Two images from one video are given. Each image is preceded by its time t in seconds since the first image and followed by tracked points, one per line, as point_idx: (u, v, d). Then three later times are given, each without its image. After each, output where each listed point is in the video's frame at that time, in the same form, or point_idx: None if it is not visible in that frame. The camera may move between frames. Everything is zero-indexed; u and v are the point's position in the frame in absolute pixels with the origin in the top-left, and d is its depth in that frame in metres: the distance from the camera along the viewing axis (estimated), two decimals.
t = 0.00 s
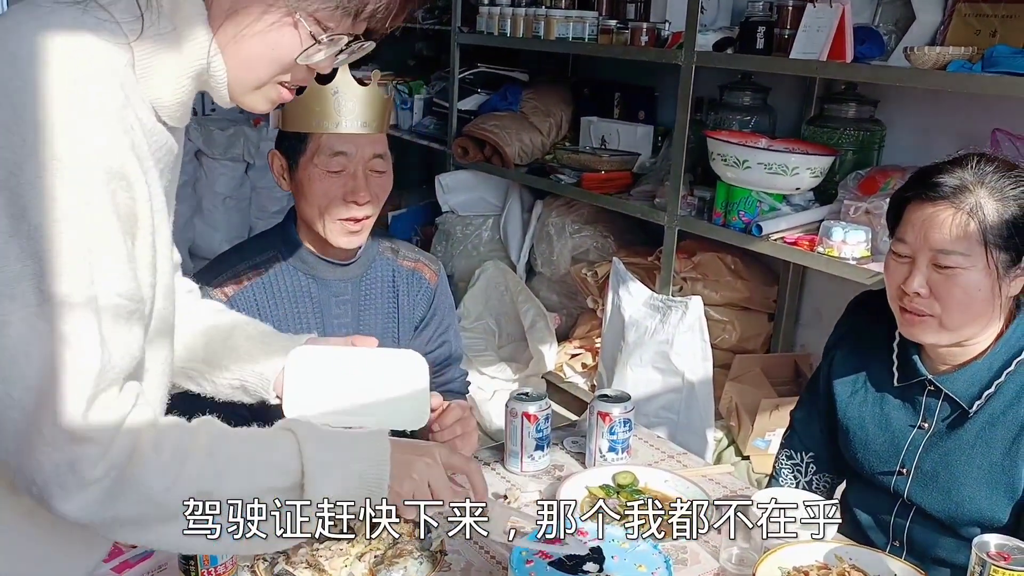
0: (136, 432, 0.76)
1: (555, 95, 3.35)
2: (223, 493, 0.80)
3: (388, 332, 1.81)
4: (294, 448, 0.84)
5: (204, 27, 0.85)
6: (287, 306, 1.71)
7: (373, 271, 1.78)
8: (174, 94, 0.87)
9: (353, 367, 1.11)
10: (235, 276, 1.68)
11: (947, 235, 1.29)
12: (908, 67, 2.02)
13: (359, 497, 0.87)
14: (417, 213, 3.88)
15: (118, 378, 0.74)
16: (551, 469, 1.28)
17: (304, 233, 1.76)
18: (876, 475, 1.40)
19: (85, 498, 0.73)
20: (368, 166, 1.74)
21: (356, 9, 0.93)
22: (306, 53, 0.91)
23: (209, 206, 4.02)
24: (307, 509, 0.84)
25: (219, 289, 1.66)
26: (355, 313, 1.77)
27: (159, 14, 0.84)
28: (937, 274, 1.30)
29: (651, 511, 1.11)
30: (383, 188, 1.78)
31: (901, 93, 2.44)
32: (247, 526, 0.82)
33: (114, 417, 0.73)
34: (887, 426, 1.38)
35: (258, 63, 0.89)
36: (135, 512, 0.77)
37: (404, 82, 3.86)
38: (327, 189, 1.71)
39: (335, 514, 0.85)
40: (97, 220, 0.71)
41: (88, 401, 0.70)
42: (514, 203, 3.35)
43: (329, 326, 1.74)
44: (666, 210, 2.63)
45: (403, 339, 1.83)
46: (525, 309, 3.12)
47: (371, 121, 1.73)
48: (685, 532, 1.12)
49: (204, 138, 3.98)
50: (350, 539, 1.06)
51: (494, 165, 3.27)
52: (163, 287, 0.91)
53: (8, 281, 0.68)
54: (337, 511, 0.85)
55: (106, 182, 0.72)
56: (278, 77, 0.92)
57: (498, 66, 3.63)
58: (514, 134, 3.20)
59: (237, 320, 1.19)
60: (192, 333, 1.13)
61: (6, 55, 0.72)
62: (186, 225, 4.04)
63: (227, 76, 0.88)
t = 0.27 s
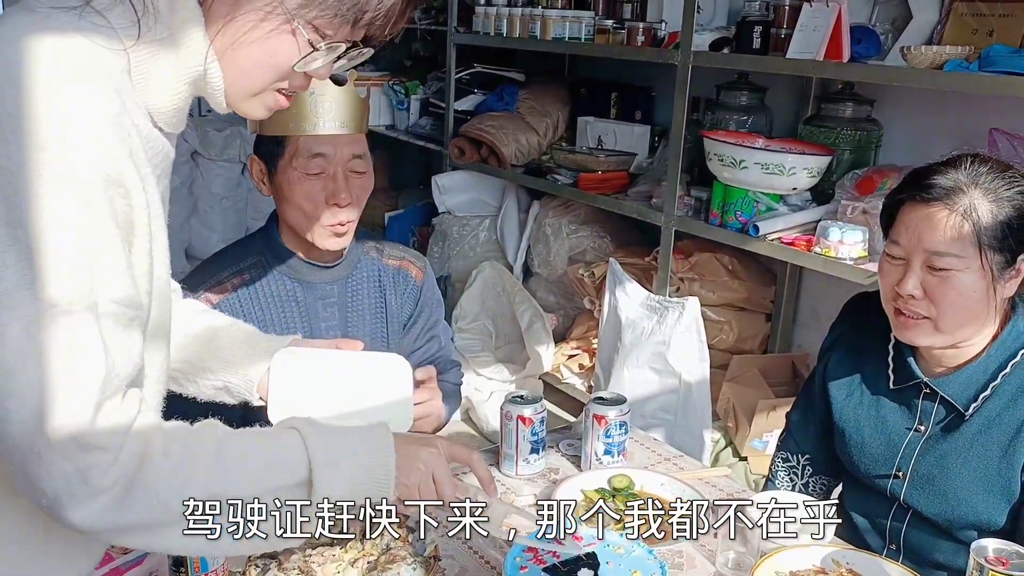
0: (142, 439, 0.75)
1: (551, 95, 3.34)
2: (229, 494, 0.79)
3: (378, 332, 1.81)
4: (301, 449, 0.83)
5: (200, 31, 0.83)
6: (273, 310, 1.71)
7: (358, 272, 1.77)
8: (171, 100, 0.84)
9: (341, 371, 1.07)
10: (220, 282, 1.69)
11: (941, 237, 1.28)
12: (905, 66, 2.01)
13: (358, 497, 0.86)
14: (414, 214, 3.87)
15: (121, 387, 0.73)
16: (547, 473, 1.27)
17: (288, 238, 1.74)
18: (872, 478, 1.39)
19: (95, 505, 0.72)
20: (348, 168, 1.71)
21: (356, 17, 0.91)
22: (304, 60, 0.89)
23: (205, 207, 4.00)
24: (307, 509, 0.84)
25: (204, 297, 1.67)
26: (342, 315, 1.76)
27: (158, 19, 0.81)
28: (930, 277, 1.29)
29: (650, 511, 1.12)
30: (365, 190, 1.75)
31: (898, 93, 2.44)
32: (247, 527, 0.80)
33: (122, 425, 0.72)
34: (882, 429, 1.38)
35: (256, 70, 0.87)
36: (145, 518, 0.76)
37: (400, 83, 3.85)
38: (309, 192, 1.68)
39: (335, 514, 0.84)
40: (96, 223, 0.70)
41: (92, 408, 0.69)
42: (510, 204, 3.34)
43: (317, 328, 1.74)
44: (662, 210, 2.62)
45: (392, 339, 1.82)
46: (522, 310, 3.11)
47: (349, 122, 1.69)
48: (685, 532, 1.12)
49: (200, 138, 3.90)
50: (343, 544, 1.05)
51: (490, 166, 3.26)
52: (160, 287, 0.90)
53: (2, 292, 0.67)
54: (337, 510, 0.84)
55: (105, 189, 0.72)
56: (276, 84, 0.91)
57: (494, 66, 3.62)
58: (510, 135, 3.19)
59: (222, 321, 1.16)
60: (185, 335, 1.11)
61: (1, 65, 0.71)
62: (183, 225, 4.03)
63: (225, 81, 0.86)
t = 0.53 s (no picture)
0: (130, 448, 0.73)
1: (548, 96, 3.33)
2: (231, 494, 0.78)
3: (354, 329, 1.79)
4: (292, 455, 0.82)
5: (185, 32, 0.80)
6: (247, 316, 1.68)
7: (328, 272, 1.76)
8: (155, 104, 0.81)
9: (319, 377, 1.04)
10: (191, 292, 1.65)
11: (933, 241, 1.26)
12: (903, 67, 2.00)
13: (358, 497, 0.86)
14: (410, 215, 3.85)
15: (108, 396, 0.71)
16: (538, 479, 1.26)
17: (257, 243, 1.71)
18: (866, 485, 1.38)
19: (84, 516, 0.70)
20: (318, 173, 1.69)
21: (343, 23, 0.88)
22: (290, 65, 0.87)
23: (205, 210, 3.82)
24: (307, 509, 0.83)
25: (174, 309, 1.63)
26: (317, 315, 1.74)
27: (145, 21, 0.78)
28: (921, 282, 1.28)
29: (650, 512, 1.12)
30: (336, 193, 1.73)
31: (896, 94, 2.42)
32: (247, 527, 0.79)
33: (111, 435, 0.71)
34: (877, 435, 1.36)
35: (242, 75, 0.84)
36: (136, 527, 0.74)
37: (397, 83, 3.83)
38: (278, 198, 1.65)
39: (335, 513, 0.84)
40: (78, 230, 0.68)
41: (80, 417, 0.67)
42: (506, 205, 3.32)
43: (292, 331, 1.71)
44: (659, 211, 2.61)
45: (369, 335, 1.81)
46: (518, 312, 3.08)
47: (319, 127, 1.66)
48: (684, 533, 1.12)
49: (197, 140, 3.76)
50: (328, 554, 1.02)
51: (486, 167, 3.24)
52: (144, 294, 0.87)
53: None
54: (336, 511, 0.84)
55: (88, 194, 0.70)
56: (262, 89, 0.89)
57: (491, 66, 3.60)
58: (506, 135, 3.18)
59: (199, 327, 1.15)
60: (168, 340, 1.10)
61: None
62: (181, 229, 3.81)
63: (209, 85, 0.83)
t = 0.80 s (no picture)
0: (103, 457, 0.72)
1: (543, 95, 3.31)
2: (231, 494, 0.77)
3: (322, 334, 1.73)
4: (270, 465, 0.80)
5: (160, 33, 0.77)
6: (213, 322, 1.61)
7: (294, 275, 1.69)
8: (131, 106, 0.78)
9: (302, 381, 1.02)
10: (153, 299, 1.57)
11: (925, 245, 1.25)
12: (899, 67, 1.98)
13: (358, 497, 0.86)
14: (405, 215, 3.83)
15: (82, 404, 0.70)
16: (526, 485, 1.24)
17: (218, 244, 1.66)
18: (858, 491, 1.36)
19: (52, 528, 0.68)
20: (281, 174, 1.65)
21: (323, 24, 0.87)
22: (268, 67, 0.85)
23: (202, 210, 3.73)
24: (307, 510, 0.82)
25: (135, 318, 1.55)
26: (284, 319, 1.68)
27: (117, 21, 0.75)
28: (914, 286, 1.27)
29: (650, 511, 1.12)
30: (301, 195, 1.69)
31: (892, 94, 2.40)
32: (248, 528, 0.78)
33: (82, 445, 0.69)
34: (869, 440, 1.35)
35: (219, 77, 0.83)
36: (107, 540, 0.72)
37: (392, 83, 3.81)
38: (241, 198, 1.61)
39: (334, 513, 0.84)
40: (50, 238, 0.66)
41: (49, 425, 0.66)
42: (502, 205, 3.31)
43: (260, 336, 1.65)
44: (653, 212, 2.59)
45: (337, 339, 1.75)
46: (513, 313, 3.06)
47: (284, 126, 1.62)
48: (684, 533, 1.12)
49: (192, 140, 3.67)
50: (309, 563, 0.99)
51: (481, 167, 3.23)
52: (121, 301, 0.85)
53: None
54: (334, 512, 0.85)
55: (56, 198, 0.67)
56: (240, 91, 0.87)
57: (487, 66, 3.59)
58: (501, 136, 3.16)
59: (180, 331, 1.12)
60: (149, 344, 1.08)
61: None
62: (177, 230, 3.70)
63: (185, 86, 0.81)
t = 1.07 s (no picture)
0: (75, 464, 0.69)
1: (538, 96, 3.29)
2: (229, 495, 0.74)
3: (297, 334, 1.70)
4: (249, 476, 0.78)
5: (128, 32, 0.75)
6: (190, 319, 1.58)
7: (270, 274, 1.67)
8: (99, 106, 0.77)
9: (276, 388, 1.01)
10: (130, 296, 1.54)
11: (915, 248, 1.24)
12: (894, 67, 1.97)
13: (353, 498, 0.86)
14: (400, 216, 3.81)
15: (50, 411, 0.68)
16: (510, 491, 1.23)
17: (195, 239, 1.64)
18: (849, 497, 1.35)
19: (22, 540, 0.66)
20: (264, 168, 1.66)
21: (295, 24, 0.85)
22: (239, 67, 0.84)
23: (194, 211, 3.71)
24: (307, 509, 0.80)
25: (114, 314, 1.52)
26: (261, 318, 1.65)
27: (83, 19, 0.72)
28: (905, 290, 1.25)
29: (650, 512, 1.13)
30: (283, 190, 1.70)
31: (887, 94, 2.39)
32: (248, 529, 0.75)
33: (52, 452, 0.67)
34: (860, 447, 1.33)
35: (189, 77, 0.81)
36: (78, 553, 0.69)
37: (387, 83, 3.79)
38: (225, 189, 1.60)
39: (334, 513, 0.84)
40: (17, 243, 0.64)
41: (17, 433, 0.63)
42: (496, 206, 3.28)
43: (237, 335, 1.62)
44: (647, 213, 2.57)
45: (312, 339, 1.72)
46: (507, 314, 3.03)
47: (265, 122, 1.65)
48: (684, 533, 1.12)
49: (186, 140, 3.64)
50: (287, 571, 0.97)
51: (475, 168, 3.21)
52: (89, 304, 0.82)
53: None
54: (334, 511, 0.84)
55: (20, 200, 0.65)
56: (212, 92, 0.86)
57: (482, 66, 3.57)
58: (496, 136, 3.14)
59: (154, 337, 1.11)
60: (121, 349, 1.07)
61: None
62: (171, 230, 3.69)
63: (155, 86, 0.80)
